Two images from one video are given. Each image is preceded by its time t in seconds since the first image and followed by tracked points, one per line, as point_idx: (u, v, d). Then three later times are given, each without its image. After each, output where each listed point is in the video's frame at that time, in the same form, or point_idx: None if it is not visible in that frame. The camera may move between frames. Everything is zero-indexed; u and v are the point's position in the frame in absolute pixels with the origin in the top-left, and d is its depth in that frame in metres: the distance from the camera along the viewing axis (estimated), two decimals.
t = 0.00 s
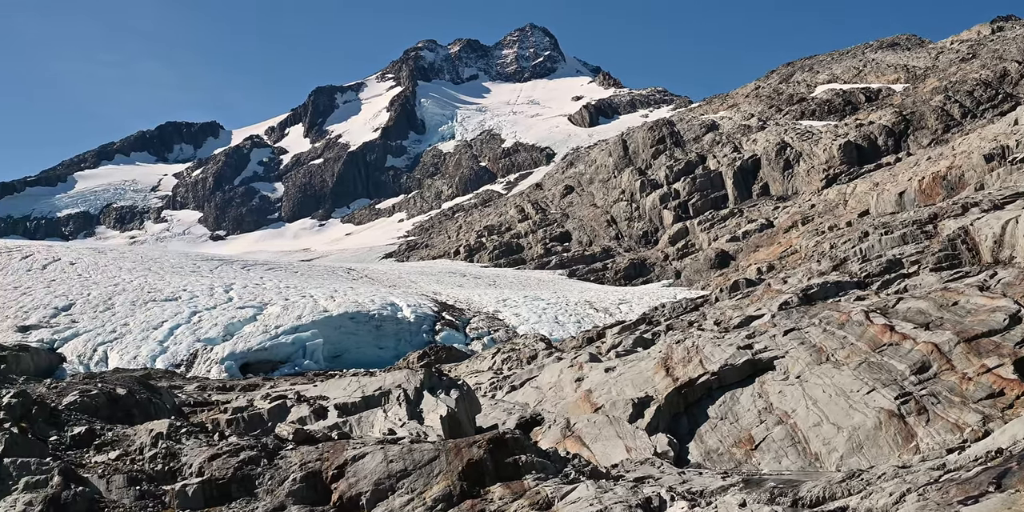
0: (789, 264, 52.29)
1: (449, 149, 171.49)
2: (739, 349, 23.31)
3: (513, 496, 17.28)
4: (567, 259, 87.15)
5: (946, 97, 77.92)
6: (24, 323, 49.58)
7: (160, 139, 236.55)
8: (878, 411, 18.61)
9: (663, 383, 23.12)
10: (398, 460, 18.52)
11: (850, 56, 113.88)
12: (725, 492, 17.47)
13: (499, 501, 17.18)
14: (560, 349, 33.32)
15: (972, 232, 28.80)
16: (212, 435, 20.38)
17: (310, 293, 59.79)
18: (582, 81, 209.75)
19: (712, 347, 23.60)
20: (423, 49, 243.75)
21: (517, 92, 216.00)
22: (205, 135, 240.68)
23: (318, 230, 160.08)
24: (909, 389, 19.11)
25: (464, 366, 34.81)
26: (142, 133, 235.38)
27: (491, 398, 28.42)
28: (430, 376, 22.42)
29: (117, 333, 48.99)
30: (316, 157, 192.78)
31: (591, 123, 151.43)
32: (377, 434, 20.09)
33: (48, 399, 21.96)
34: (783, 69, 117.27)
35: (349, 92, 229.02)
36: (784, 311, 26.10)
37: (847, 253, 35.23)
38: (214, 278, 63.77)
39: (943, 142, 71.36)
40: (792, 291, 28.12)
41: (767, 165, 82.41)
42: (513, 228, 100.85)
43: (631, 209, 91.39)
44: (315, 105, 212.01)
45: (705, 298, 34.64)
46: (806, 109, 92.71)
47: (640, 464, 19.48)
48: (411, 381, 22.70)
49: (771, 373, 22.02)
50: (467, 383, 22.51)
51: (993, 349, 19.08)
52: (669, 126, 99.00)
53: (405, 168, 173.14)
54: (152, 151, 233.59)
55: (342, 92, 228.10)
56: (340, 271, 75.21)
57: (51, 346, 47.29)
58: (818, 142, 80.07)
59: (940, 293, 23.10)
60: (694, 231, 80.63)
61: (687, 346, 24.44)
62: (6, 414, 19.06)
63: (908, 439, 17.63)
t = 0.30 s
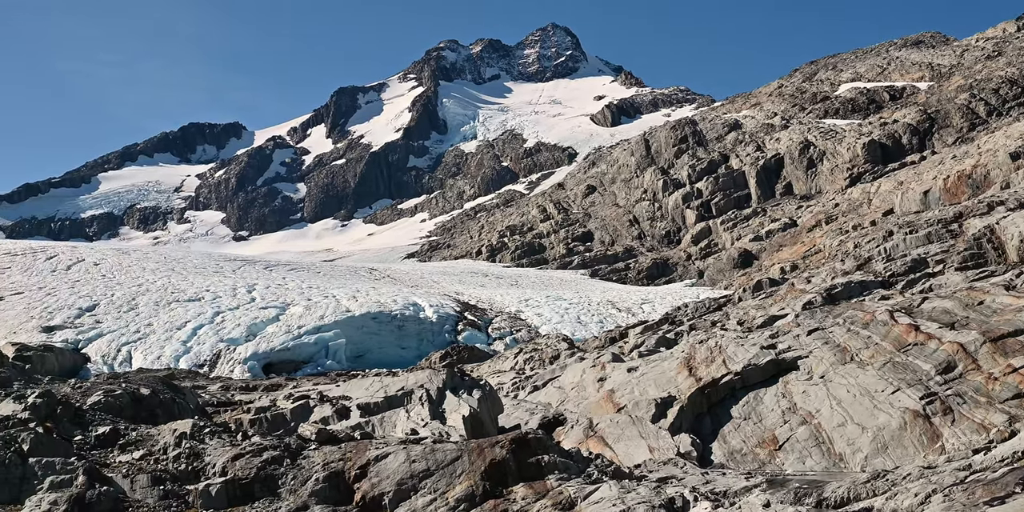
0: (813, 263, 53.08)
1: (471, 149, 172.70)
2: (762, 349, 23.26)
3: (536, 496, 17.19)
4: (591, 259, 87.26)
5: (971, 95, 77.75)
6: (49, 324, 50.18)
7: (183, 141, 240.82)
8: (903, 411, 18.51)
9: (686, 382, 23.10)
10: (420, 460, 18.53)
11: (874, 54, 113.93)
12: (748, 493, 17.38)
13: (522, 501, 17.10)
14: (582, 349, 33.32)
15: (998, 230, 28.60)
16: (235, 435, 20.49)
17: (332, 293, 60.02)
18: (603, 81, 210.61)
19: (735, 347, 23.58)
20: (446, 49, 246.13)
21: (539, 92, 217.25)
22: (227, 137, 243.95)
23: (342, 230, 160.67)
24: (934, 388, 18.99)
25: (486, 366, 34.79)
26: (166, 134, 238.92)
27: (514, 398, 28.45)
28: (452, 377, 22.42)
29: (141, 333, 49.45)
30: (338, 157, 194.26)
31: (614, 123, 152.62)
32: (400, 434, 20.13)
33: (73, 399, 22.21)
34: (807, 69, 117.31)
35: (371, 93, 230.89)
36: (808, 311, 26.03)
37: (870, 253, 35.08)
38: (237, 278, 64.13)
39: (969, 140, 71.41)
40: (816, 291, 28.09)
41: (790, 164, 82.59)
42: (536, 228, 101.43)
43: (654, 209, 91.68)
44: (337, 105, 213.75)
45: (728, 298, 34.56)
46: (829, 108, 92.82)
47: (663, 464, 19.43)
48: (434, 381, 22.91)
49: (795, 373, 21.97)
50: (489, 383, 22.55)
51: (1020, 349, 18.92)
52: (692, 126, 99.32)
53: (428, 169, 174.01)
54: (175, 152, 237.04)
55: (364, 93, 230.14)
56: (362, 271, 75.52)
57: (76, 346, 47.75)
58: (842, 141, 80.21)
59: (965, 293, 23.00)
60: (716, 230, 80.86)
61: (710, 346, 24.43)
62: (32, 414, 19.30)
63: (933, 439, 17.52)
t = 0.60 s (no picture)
0: (838, 264, 53.63)
1: (494, 149, 173.44)
2: (787, 349, 23.21)
3: (560, 496, 17.12)
4: (614, 259, 87.34)
5: (997, 94, 77.41)
6: (74, 324, 50.87)
7: (207, 141, 243.31)
8: (930, 412, 18.40)
9: (711, 383, 23.08)
10: (444, 460, 18.53)
11: (900, 53, 113.53)
12: (773, 494, 17.27)
13: (546, 501, 17.03)
14: (606, 349, 33.36)
15: None
16: (259, 435, 20.59)
17: (355, 293, 60.26)
18: (626, 80, 211.11)
19: (759, 347, 23.56)
20: (469, 49, 247.56)
21: (561, 91, 217.79)
22: (251, 137, 246.83)
23: (365, 230, 161.29)
24: (961, 389, 18.88)
25: (510, 366, 34.89)
26: (190, 135, 242.25)
27: (538, 398, 28.50)
28: (475, 377, 22.34)
29: (165, 334, 49.87)
30: (362, 157, 195.44)
31: (637, 122, 153.25)
32: (424, 434, 20.16)
33: (99, 399, 22.46)
34: (833, 67, 117.09)
35: (394, 93, 232.16)
36: (833, 311, 25.96)
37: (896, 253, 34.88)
38: (261, 279, 64.51)
39: (996, 139, 71.17)
40: (841, 291, 28.04)
41: (815, 164, 82.58)
42: (559, 228, 101.78)
43: (677, 208, 91.85)
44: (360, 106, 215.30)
45: (753, 298, 34.51)
46: (855, 107, 92.71)
47: (687, 465, 19.40)
48: (457, 380, 23.07)
49: (820, 374, 21.90)
50: (513, 383, 22.60)
51: None
52: (716, 125, 99.43)
53: (452, 170, 174.79)
54: (199, 153, 240.33)
55: (387, 93, 231.54)
56: (385, 271, 75.87)
57: (101, 346, 48.33)
58: (867, 140, 79.95)
59: (993, 293, 22.87)
60: (741, 230, 81.13)
61: (734, 346, 24.42)
62: (58, 414, 19.51)
63: (961, 439, 17.39)
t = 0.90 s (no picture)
0: (861, 264, 53.58)
1: (516, 150, 173.75)
2: (811, 350, 23.17)
3: (582, 497, 17.04)
4: (636, 259, 87.42)
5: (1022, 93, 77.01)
6: (98, 325, 51.38)
7: (230, 142, 245.67)
8: (954, 412, 18.30)
9: (733, 383, 23.04)
10: (466, 461, 18.52)
11: (924, 51, 112.98)
12: (797, 495, 17.15)
13: (568, 502, 16.97)
14: (629, 350, 33.39)
15: None
16: (281, 436, 20.67)
17: (377, 293, 60.49)
18: (648, 80, 211.18)
19: (783, 348, 23.55)
20: (490, 49, 248.44)
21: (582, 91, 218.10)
22: (273, 138, 248.57)
23: (387, 230, 161.81)
24: (987, 389, 18.77)
25: (531, 367, 34.95)
26: (213, 137, 244.63)
27: (559, 399, 28.53)
28: (497, 377, 22.03)
29: (188, 334, 50.14)
30: (384, 157, 196.21)
31: (660, 122, 153.37)
32: (446, 435, 20.18)
33: (122, 399, 22.66)
34: (855, 66, 116.74)
35: (416, 94, 233.20)
36: (857, 310, 25.89)
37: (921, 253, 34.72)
38: (283, 279, 64.77)
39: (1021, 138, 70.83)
40: (865, 291, 27.97)
41: (838, 163, 82.43)
42: (580, 228, 102.00)
43: (700, 208, 91.90)
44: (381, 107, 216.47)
45: (775, 298, 34.47)
46: (879, 106, 92.50)
47: (710, 466, 19.38)
48: (478, 380, 23.55)
49: (844, 374, 21.85)
50: (534, 383, 22.50)
51: None
52: (738, 125, 99.48)
53: (474, 170, 174.97)
54: (221, 154, 242.57)
55: (408, 94, 232.48)
56: (407, 271, 76.16)
57: (125, 346, 48.73)
58: (891, 139, 79.68)
59: (1020, 293, 22.74)
60: (764, 230, 81.15)
61: (757, 346, 24.42)
62: (82, 414, 19.67)
63: (986, 440, 17.27)
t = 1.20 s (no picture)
0: (883, 264, 53.47)
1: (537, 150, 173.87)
2: (832, 350, 23.17)
3: (602, 497, 16.98)
4: (656, 259, 87.43)
5: None
6: (120, 325, 51.74)
7: (250, 144, 247.31)
8: (978, 413, 18.20)
9: (754, 384, 22.99)
10: (486, 461, 18.53)
11: (946, 50, 112.49)
12: (818, 495, 17.04)
13: (589, 502, 16.93)
14: (649, 350, 33.41)
15: None
16: (301, 436, 20.71)
17: (398, 293, 60.76)
18: (668, 80, 211.11)
19: (804, 348, 23.58)
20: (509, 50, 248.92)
21: (602, 91, 218.17)
22: (294, 139, 249.53)
23: (407, 231, 162.46)
24: (1011, 389, 18.67)
25: (552, 367, 34.98)
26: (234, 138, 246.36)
27: (577, 399, 28.50)
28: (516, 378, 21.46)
29: (208, 334, 50.36)
30: (405, 158, 196.78)
31: (680, 122, 153.27)
32: (466, 436, 20.19)
33: (144, 399, 22.99)
34: (877, 65, 116.33)
35: (435, 94, 233.72)
36: (879, 311, 25.83)
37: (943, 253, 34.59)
38: (303, 280, 65.04)
39: None
40: (887, 291, 27.93)
41: (860, 162, 82.19)
42: (601, 228, 102.13)
43: (720, 208, 91.84)
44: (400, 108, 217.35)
45: (797, 298, 34.47)
46: (901, 105, 92.21)
47: (731, 466, 19.35)
48: (499, 383, 24.29)
49: (866, 375, 21.81)
50: (554, 383, 21.84)
51: None
52: (758, 125, 99.41)
53: (493, 170, 175.27)
54: (242, 156, 244.00)
55: (428, 95, 232.97)
56: (427, 271, 76.40)
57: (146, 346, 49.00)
58: (913, 138, 79.23)
59: None
60: (784, 230, 80.98)
61: (778, 346, 24.45)
62: (103, 414, 19.80)
63: (1010, 441, 17.11)
